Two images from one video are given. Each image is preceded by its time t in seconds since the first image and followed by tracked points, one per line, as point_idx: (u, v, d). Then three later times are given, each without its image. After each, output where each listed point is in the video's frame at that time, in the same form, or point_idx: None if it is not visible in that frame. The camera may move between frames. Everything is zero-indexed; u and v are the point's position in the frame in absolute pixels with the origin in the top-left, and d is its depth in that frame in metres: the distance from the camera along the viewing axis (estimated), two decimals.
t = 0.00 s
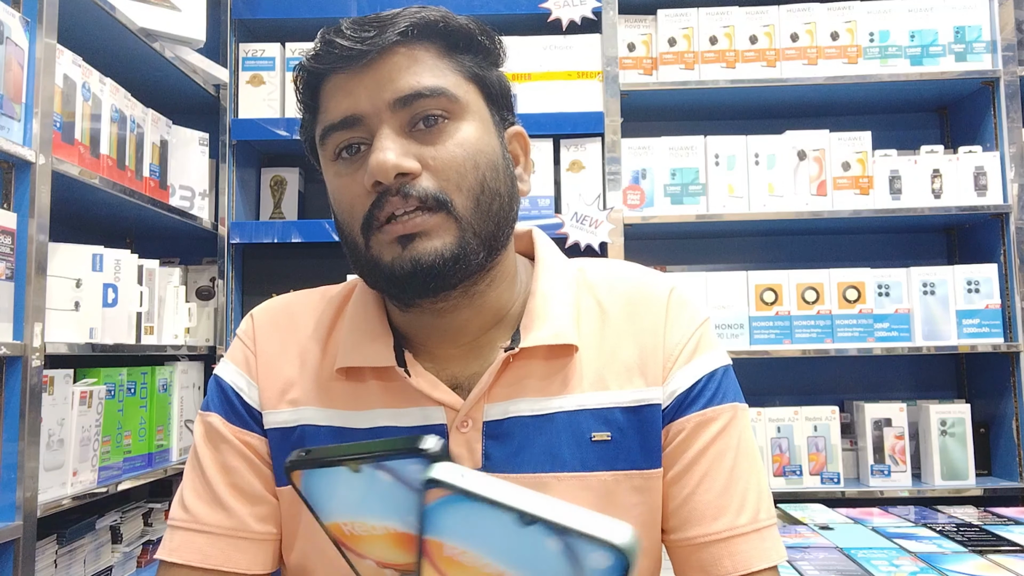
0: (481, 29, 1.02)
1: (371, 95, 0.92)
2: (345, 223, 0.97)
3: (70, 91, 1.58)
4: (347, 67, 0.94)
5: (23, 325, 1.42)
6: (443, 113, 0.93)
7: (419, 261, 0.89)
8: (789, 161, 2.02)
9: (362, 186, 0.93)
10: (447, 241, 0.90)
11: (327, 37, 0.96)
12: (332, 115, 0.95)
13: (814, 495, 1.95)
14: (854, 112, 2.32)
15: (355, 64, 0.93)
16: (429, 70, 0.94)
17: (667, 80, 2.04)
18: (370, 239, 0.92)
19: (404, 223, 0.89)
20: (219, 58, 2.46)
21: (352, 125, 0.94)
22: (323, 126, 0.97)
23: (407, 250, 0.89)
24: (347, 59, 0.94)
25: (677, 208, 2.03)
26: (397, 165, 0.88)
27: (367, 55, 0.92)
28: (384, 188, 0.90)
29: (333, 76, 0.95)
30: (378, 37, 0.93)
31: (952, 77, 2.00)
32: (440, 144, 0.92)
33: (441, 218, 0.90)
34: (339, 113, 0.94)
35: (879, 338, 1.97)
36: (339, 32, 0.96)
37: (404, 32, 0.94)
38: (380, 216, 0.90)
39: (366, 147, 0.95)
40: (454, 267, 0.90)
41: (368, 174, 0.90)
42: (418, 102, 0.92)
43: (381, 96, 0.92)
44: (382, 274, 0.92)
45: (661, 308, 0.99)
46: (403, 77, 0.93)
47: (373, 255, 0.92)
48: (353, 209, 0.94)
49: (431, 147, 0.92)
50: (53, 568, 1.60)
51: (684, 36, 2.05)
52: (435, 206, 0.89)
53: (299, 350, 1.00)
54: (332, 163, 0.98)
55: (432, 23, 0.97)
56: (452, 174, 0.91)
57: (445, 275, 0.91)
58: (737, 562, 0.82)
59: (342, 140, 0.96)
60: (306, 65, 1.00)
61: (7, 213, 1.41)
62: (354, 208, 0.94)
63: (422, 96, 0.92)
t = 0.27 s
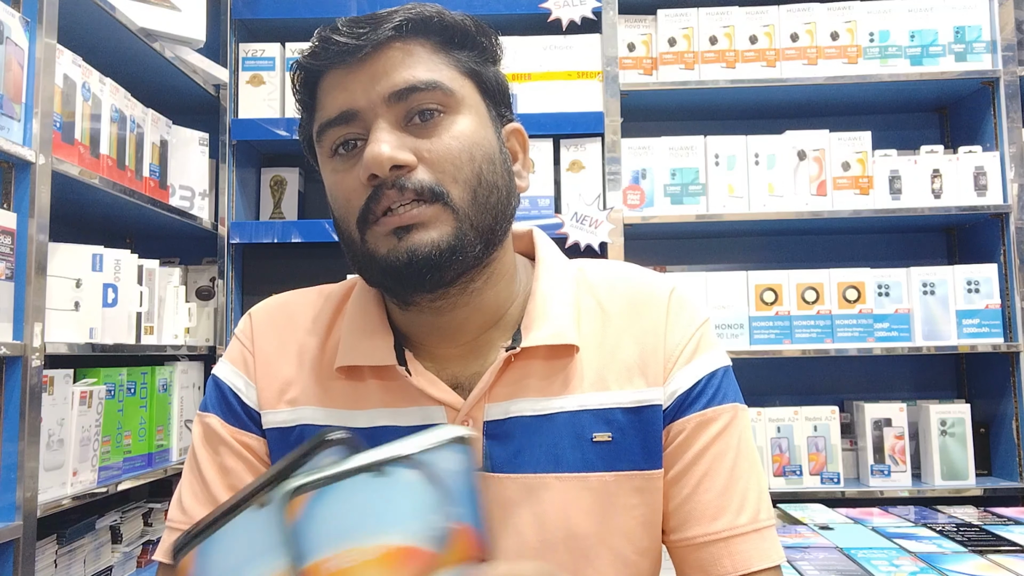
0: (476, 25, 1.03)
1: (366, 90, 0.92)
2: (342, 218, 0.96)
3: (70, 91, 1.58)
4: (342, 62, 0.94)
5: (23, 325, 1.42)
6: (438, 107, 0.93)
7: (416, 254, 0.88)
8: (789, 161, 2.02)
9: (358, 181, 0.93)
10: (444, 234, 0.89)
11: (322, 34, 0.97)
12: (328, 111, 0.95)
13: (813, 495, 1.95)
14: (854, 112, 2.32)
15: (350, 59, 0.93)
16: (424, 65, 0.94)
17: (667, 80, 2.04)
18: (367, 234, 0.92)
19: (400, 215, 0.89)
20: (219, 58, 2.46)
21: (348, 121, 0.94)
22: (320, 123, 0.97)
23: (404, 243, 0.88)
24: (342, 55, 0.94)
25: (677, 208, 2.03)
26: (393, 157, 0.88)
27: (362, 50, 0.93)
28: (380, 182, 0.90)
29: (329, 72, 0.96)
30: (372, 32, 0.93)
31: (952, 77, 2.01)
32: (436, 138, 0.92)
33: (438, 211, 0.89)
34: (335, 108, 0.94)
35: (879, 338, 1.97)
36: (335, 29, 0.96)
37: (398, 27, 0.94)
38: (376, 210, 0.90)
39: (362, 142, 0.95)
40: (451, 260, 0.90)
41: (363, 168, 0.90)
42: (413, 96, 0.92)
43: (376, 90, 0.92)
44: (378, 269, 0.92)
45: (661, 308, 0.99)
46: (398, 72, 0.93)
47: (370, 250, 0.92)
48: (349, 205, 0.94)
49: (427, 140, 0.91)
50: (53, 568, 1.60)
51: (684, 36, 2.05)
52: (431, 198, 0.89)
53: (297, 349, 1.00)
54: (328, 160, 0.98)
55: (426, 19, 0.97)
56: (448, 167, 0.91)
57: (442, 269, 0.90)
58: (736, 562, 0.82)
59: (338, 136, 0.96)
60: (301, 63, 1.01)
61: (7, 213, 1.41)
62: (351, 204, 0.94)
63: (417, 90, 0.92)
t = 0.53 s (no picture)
0: (478, 25, 1.03)
1: (368, 91, 0.93)
2: (345, 219, 0.97)
3: (70, 91, 1.58)
4: (344, 63, 0.94)
5: (23, 325, 1.42)
6: (441, 107, 0.93)
7: (419, 255, 0.88)
8: (789, 161, 2.02)
9: (361, 182, 0.93)
10: (447, 234, 0.89)
11: (324, 35, 0.97)
12: (331, 112, 0.95)
13: (813, 495, 1.95)
14: (854, 112, 2.32)
15: (352, 60, 0.93)
16: (426, 65, 0.94)
17: (667, 80, 2.04)
18: (370, 235, 0.92)
19: (404, 216, 0.89)
20: (219, 58, 2.46)
21: (351, 121, 0.94)
22: (322, 124, 0.97)
23: (407, 244, 0.88)
24: (344, 56, 0.94)
25: (677, 208, 2.03)
26: (396, 158, 0.88)
27: (364, 51, 0.93)
28: (384, 183, 0.90)
29: (332, 73, 0.96)
30: (375, 33, 0.93)
31: (952, 77, 2.01)
32: (439, 138, 0.92)
33: (441, 212, 0.89)
34: (337, 109, 0.95)
35: (879, 338, 1.97)
36: (337, 30, 0.96)
37: (400, 28, 0.94)
38: (379, 210, 0.90)
39: (365, 143, 0.95)
40: (455, 260, 0.90)
41: (367, 169, 0.90)
42: (416, 96, 0.92)
43: (379, 91, 0.92)
44: (382, 270, 0.92)
45: (666, 309, 0.99)
46: (401, 72, 0.93)
47: (373, 251, 0.92)
48: (352, 206, 0.94)
49: (430, 141, 0.91)
50: (53, 568, 1.60)
51: (684, 36, 2.05)
52: (435, 198, 0.89)
53: (300, 348, 0.99)
54: (331, 161, 0.98)
55: (429, 19, 0.98)
56: (451, 167, 0.91)
57: (446, 269, 0.90)
58: (738, 563, 0.82)
59: (341, 137, 0.96)
60: (303, 64, 1.01)
61: (7, 213, 1.41)
62: (354, 205, 0.94)
63: (420, 90, 0.92)
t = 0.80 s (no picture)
0: (481, 25, 1.03)
1: (372, 91, 0.93)
2: (348, 220, 0.96)
3: (70, 91, 1.58)
4: (348, 64, 0.94)
5: (23, 325, 1.42)
6: (444, 107, 0.93)
7: (422, 255, 0.88)
8: (789, 161, 2.02)
9: (364, 183, 0.93)
10: (451, 234, 0.89)
11: (328, 37, 0.97)
12: (334, 113, 0.96)
13: (813, 495, 1.95)
14: (854, 112, 2.32)
15: (356, 61, 0.94)
16: (430, 65, 0.94)
17: (667, 80, 2.04)
18: (373, 236, 0.92)
19: (407, 217, 0.88)
20: (219, 58, 2.46)
21: (354, 122, 0.94)
22: (326, 125, 0.97)
23: (410, 244, 0.88)
24: (348, 57, 0.94)
25: (677, 208, 2.03)
26: (399, 157, 0.88)
27: (367, 52, 0.93)
28: (387, 182, 0.89)
29: (335, 74, 0.96)
30: (378, 34, 0.94)
31: (952, 77, 2.01)
32: (443, 138, 0.92)
33: (444, 211, 0.89)
34: (341, 110, 0.95)
35: (879, 338, 1.97)
36: (341, 31, 0.97)
37: (403, 28, 0.95)
38: (383, 211, 0.90)
39: (368, 144, 0.95)
40: (458, 260, 0.90)
41: (370, 169, 0.90)
42: (419, 96, 0.92)
43: (382, 91, 0.92)
44: (385, 270, 0.91)
45: (668, 308, 0.99)
46: (404, 73, 0.93)
47: (376, 251, 0.92)
48: (355, 206, 0.94)
49: (433, 141, 0.91)
50: (53, 568, 1.60)
51: (684, 36, 2.05)
52: (439, 198, 0.89)
53: (304, 349, 0.99)
54: (335, 162, 0.98)
55: (432, 20, 0.98)
56: (455, 167, 0.91)
57: (449, 269, 0.90)
58: (739, 561, 0.82)
59: (344, 138, 0.96)
60: (307, 66, 1.01)
61: (7, 213, 1.41)
62: (357, 205, 0.94)
63: (423, 90, 0.92)
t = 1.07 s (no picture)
0: (483, 23, 1.03)
1: (375, 91, 0.93)
2: (352, 219, 0.96)
3: (70, 91, 1.58)
4: (351, 63, 0.94)
5: (23, 325, 1.42)
6: (448, 107, 0.93)
7: (428, 255, 0.88)
8: (789, 161, 2.02)
9: (368, 182, 0.93)
10: (456, 235, 0.89)
11: (331, 35, 0.97)
12: (337, 113, 0.96)
13: (813, 495, 1.95)
14: (854, 112, 2.32)
15: (359, 59, 0.93)
16: (433, 64, 0.94)
17: (667, 80, 2.04)
18: (378, 236, 0.92)
19: (412, 217, 0.89)
20: (219, 58, 2.46)
21: (358, 122, 0.94)
22: (329, 124, 0.97)
23: (416, 245, 0.88)
24: (351, 55, 0.94)
25: (677, 208, 2.03)
26: (404, 157, 0.88)
27: (371, 50, 0.93)
28: (392, 183, 0.90)
29: (338, 73, 0.96)
30: (381, 32, 0.94)
31: (952, 77, 2.01)
32: (447, 138, 0.92)
33: (449, 212, 0.89)
34: (345, 110, 0.95)
35: (879, 338, 1.97)
36: (343, 30, 0.96)
37: (406, 28, 0.95)
38: (388, 212, 0.90)
39: (372, 144, 0.95)
40: (463, 261, 0.90)
41: (375, 169, 0.90)
42: (423, 96, 0.92)
43: (386, 91, 0.92)
44: (389, 271, 0.92)
45: (671, 306, 0.99)
46: (408, 72, 0.93)
47: (381, 252, 0.92)
48: (360, 206, 0.94)
49: (438, 140, 0.91)
50: (53, 568, 1.60)
51: (684, 36, 2.05)
52: (443, 198, 0.89)
53: (308, 350, 1.00)
54: (338, 161, 0.98)
55: (435, 19, 0.98)
56: (459, 166, 0.91)
57: (454, 270, 0.90)
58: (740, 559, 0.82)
59: (348, 137, 0.96)
60: (309, 64, 1.01)
61: (7, 213, 1.41)
62: (362, 205, 0.94)
63: (427, 90, 0.92)
